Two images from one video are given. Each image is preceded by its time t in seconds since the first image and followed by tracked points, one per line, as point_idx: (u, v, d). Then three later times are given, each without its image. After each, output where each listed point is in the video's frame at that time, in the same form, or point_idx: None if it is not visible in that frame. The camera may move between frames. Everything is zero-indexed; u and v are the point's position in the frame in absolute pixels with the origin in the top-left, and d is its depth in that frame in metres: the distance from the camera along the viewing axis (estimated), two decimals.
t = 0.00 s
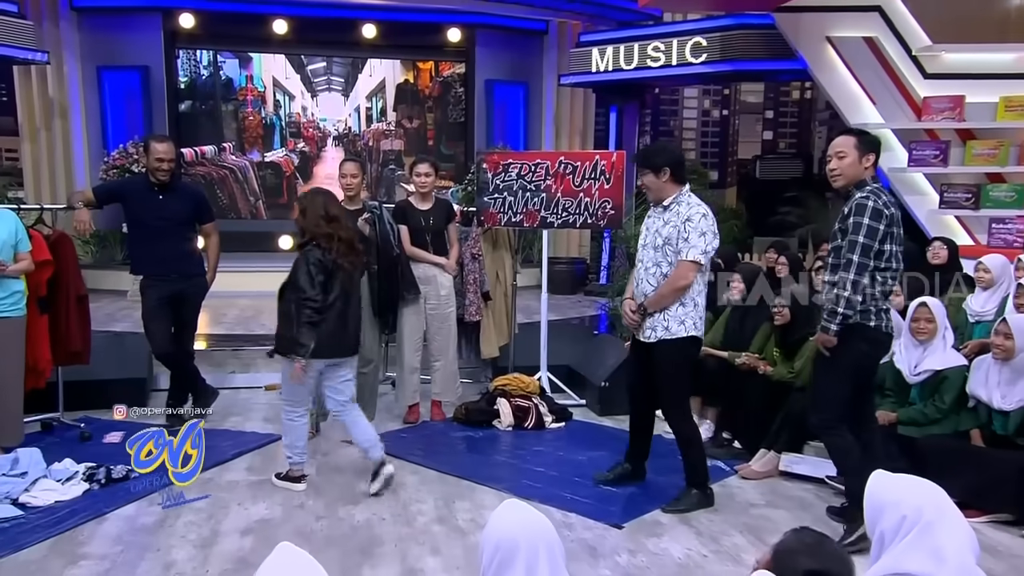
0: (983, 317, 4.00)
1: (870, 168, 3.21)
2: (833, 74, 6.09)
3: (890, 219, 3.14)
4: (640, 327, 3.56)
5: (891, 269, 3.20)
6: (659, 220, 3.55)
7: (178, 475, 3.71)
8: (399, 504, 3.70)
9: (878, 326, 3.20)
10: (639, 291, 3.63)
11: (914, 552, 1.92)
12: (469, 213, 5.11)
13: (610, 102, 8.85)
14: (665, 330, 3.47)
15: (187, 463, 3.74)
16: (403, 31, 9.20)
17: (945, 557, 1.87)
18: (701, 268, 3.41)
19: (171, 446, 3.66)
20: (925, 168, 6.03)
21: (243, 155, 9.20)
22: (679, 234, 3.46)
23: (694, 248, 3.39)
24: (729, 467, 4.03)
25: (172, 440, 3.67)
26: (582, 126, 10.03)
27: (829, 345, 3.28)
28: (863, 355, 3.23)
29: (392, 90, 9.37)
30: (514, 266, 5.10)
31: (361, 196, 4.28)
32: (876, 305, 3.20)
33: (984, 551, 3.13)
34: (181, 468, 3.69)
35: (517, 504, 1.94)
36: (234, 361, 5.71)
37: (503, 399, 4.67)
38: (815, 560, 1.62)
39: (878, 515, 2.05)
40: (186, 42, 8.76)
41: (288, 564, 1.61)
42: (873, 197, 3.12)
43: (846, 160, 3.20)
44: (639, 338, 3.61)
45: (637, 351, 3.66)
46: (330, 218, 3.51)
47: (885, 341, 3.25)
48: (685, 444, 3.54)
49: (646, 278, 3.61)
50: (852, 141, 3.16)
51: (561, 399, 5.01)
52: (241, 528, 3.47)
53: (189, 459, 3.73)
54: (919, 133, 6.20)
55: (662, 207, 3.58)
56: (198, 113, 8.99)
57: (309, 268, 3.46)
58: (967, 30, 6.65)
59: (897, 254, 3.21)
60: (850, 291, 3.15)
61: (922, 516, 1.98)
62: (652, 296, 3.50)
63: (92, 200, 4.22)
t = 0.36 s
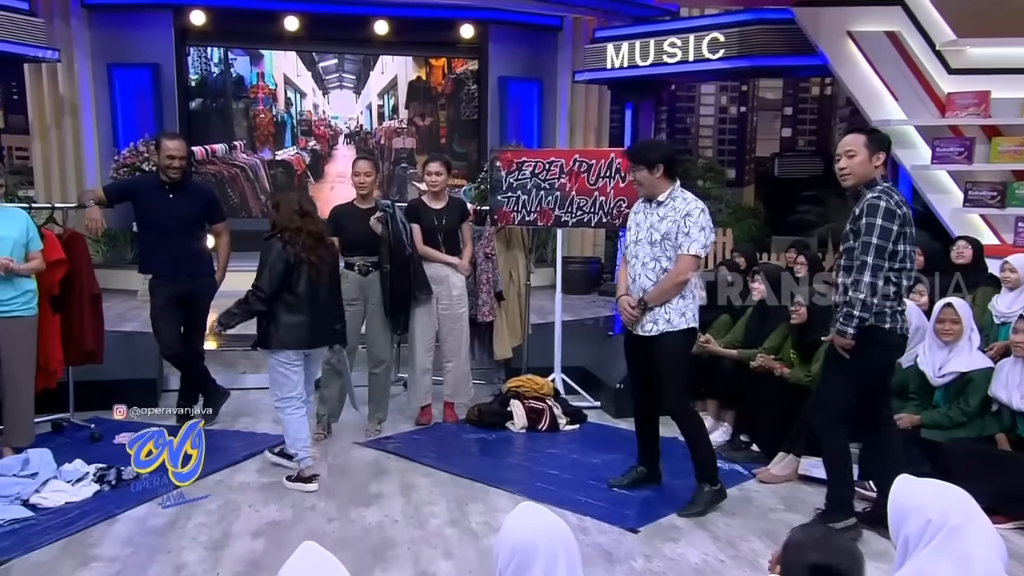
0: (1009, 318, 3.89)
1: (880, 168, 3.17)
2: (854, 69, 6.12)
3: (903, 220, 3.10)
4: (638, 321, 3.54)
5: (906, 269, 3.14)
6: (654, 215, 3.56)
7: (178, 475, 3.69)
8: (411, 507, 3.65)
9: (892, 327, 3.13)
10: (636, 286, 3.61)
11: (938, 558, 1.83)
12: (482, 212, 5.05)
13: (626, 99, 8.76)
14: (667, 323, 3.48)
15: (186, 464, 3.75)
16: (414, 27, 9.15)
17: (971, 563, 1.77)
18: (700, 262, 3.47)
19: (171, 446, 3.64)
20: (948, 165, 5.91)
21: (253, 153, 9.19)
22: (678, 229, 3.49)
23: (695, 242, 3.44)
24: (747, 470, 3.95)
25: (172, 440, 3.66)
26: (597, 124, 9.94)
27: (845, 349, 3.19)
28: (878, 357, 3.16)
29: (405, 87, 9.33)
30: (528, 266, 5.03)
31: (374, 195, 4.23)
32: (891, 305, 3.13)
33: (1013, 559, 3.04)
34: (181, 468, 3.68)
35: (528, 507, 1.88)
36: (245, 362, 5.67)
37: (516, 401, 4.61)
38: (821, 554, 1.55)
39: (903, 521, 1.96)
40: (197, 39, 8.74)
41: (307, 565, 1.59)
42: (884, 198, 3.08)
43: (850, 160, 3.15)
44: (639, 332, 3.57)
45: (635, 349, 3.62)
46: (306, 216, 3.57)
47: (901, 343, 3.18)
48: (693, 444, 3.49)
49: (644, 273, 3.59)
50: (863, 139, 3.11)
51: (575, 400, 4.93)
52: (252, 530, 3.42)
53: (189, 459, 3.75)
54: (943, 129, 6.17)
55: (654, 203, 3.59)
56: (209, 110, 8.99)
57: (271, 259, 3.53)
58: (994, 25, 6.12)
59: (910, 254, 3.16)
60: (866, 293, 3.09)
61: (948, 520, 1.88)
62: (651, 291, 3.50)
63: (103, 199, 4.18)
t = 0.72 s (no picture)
0: None
1: (874, 167, 3.12)
2: (877, 64, 6.18)
3: (899, 225, 3.05)
4: (654, 320, 3.46)
5: (903, 272, 3.09)
6: (669, 211, 3.48)
7: (178, 476, 3.70)
8: (424, 510, 3.58)
9: (890, 329, 3.08)
10: (651, 284, 3.52)
11: (966, 567, 1.77)
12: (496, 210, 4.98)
13: (643, 95, 8.67)
14: (684, 321, 3.41)
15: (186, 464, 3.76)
16: (426, 23, 9.10)
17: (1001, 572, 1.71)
18: (717, 259, 3.39)
19: (171, 447, 3.66)
20: (975, 162, 5.80)
21: (264, 151, 9.16)
22: (695, 225, 3.41)
23: (713, 238, 3.37)
24: (766, 474, 3.86)
25: (172, 440, 3.67)
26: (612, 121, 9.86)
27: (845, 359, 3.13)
28: (880, 362, 3.11)
29: (417, 84, 9.27)
30: (542, 265, 4.96)
31: (387, 193, 4.17)
32: (887, 307, 3.08)
33: None
34: (181, 468, 3.69)
35: (541, 509, 1.92)
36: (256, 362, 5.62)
37: (530, 402, 4.54)
38: (832, 547, 1.70)
39: (926, 527, 1.90)
40: (207, 35, 8.68)
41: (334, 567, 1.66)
42: (879, 202, 3.03)
43: (847, 157, 3.10)
44: (651, 331, 3.49)
45: (649, 348, 3.55)
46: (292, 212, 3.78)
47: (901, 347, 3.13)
48: (689, 441, 3.55)
49: (658, 271, 3.50)
50: (857, 137, 3.06)
51: (590, 402, 4.85)
52: (263, 532, 3.36)
53: (189, 460, 3.75)
54: (969, 125, 6.05)
55: (666, 200, 3.52)
56: (219, 107, 8.93)
57: (270, 260, 3.74)
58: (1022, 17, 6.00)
59: (907, 256, 3.11)
60: (865, 299, 3.04)
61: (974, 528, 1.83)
62: (668, 288, 3.42)
63: (113, 196, 4.15)
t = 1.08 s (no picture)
0: None
1: (873, 162, 3.06)
2: (900, 58, 6.10)
3: (891, 225, 3.00)
4: (674, 322, 3.37)
5: (895, 272, 3.06)
6: (691, 211, 3.40)
7: (177, 475, 3.72)
8: (436, 513, 3.51)
9: (882, 329, 3.04)
10: (671, 285, 3.43)
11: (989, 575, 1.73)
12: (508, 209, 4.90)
13: (658, 91, 8.58)
14: (705, 324, 3.32)
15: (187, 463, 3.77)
16: (438, 18, 9.02)
17: None
18: (740, 261, 3.32)
19: (170, 446, 3.71)
20: (1000, 159, 5.64)
21: (274, 149, 9.09)
22: (718, 226, 3.33)
23: (737, 240, 3.29)
24: (784, 479, 3.78)
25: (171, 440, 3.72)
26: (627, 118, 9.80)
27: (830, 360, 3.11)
28: (870, 363, 3.05)
29: (428, 80, 9.20)
30: (556, 265, 4.88)
31: (398, 191, 4.10)
32: (879, 307, 3.06)
33: None
34: (180, 467, 3.71)
35: (557, 513, 1.86)
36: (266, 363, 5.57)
37: (543, 404, 4.46)
38: (841, 553, 1.62)
39: (951, 533, 1.86)
40: (216, 31, 8.63)
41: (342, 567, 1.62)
42: (871, 202, 2.98)
43: (844, 149, 3.05)
44: (672, 333, 3.40)
45: (668, 349, 3.48)
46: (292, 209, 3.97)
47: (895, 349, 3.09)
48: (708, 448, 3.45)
49: (680, 272, 3.42)
50: (854, 132, 3.00)
51: (605, 405, 4.78)
52: (272, 535, 3.30)
53: (189, 459, 3.77)
54: (994, 121, 5.92)
55: (689, 199, 3.44)
56: (228, 105, 8.84)
57: (281, 256, 3.86)
58: None
59: (903, 256, 3.08)
60: (853, 301, 2.98)
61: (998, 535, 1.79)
62: (689, 290, 3.34)
63: (122, 195, 4.10)
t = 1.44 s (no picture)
0: None
1: (886, 157, 2.99)
2: (921, 51, 5.96)
3: (903, 225, 2.93)
4: (687, 323, 3.29)
5: (906, 274, 2.98)
6: (704, 209, 3.32)
7: (177, 476, 3.66)
8: (446, 516, 3.45)
9: (896, 332, 2.96)
10: (683, 285, 3.35)
11: None
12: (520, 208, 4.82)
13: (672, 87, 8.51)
14: (719, 325, 3.24)
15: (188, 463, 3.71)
16: (448, 13, 8.96)
17: None
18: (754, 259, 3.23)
19: (171, 446, 3.65)
20: None
21: (281, 146, 9.05)
22: (731, 224, 3.24)
23: (750, 238, 3.20)
24: (802, 484, 3.69)
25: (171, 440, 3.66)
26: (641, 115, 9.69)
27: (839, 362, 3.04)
28: (884, 366, 2.98)
29: (439, 76, 9.14)
30: (568, 264, 4.81)
31: (407, 189, 4.03)
32: (890, 311, 2.96)
33: None
34: (180, 468, 3.65)
35: (571, 517, 1.80)
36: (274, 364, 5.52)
37: (555, 406, 4.39)
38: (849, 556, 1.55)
39: (977, 541, 1.80)
40: (224, 27, 8.63)
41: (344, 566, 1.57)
42: (883, 201, 2.91)
43: (857, 142, 2.96)
44: (685, 334, 3.32)
45: (682, 350, 3.39)
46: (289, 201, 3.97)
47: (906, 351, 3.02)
48: (728, 454, 3.37)
49: (692, 271, 3.33)
50: (868, 126, 2.91)
51: (618, 407, 4.70)
52: (280, 538, 3.24)
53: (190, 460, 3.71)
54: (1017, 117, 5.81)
55: (702, 197, 3.35)
56: (236, 101, 8.85)
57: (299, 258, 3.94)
58: None
59: (913, 258, 2.99)
60: (864, 302, 2.93)
61: None
62: (702, 290, 3.25)
63: (130, 192, 4.05)
